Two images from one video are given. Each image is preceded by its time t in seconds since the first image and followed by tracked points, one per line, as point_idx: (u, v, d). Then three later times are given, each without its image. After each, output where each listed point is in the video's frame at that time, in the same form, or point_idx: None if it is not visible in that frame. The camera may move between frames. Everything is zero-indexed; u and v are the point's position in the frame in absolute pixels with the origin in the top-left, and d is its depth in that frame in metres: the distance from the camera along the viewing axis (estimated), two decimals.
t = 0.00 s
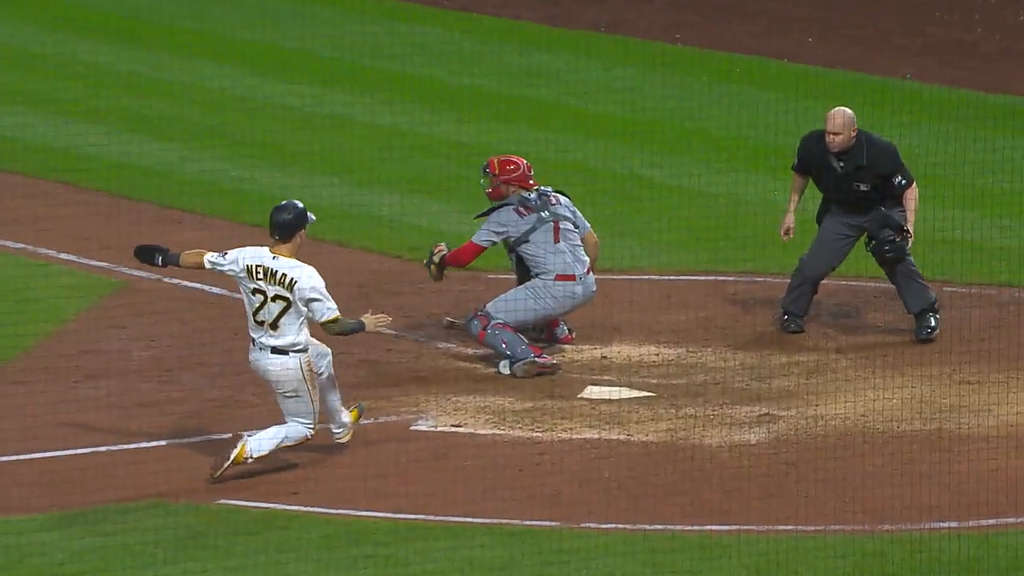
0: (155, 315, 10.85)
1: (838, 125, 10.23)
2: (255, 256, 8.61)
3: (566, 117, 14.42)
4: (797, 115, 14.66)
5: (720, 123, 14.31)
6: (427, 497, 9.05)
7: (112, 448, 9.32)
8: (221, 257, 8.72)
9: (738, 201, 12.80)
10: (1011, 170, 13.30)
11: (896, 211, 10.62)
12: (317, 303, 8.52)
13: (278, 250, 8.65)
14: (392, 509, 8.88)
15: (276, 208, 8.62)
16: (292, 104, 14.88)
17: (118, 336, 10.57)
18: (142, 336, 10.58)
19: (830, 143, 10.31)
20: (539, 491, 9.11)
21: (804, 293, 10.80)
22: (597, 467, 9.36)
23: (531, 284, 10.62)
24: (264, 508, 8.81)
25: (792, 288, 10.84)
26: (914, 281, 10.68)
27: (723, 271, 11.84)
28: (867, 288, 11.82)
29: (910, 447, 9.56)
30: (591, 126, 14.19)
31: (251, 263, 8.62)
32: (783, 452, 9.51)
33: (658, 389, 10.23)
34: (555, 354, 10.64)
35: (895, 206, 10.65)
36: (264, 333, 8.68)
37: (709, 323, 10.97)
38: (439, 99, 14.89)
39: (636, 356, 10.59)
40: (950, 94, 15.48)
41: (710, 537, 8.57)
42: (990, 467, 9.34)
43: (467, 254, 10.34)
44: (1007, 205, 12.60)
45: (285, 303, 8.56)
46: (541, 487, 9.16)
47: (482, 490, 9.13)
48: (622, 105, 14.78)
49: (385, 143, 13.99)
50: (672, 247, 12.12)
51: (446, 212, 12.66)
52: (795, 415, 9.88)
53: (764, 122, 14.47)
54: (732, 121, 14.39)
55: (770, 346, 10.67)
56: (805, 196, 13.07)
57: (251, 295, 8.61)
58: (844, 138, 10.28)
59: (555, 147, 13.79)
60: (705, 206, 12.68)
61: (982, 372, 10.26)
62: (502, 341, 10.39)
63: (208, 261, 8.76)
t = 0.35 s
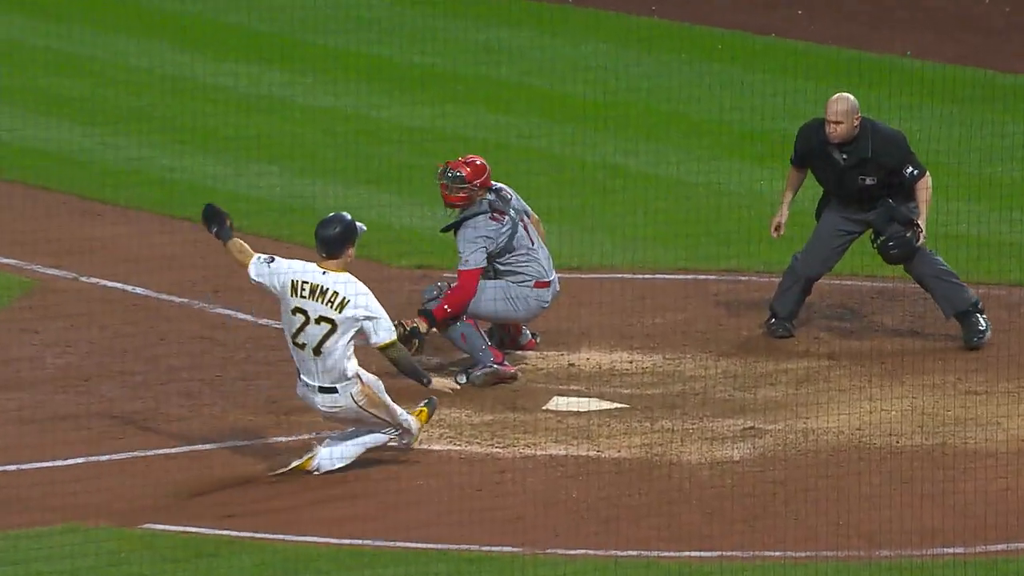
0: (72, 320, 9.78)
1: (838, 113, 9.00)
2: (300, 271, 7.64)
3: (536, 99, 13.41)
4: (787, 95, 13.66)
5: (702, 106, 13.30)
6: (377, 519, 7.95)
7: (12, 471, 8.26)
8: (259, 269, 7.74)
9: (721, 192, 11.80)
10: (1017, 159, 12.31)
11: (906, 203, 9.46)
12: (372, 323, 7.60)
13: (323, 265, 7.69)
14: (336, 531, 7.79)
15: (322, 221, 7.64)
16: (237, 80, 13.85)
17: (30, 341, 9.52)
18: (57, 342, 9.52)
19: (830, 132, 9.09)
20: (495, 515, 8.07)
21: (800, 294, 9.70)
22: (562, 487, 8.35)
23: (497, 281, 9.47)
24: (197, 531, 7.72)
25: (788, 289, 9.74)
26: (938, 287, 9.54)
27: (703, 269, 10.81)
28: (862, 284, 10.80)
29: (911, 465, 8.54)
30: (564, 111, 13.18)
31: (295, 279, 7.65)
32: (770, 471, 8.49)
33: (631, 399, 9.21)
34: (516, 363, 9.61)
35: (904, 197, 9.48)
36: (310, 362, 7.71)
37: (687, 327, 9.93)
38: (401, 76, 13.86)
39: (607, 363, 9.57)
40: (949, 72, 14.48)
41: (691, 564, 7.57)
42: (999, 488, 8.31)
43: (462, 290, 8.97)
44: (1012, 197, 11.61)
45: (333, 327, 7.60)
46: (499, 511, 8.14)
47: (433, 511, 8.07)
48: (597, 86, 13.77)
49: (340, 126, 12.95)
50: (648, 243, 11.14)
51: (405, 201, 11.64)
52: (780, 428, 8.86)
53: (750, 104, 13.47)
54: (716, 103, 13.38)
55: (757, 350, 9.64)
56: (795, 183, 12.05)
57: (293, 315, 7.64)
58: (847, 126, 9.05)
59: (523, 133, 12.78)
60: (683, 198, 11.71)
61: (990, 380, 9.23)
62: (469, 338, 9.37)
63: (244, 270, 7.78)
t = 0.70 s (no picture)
0: None
1: (847, 99, 7.86)
2: (359, 308, 6.62)
3: (496, 78, 12.51)
4: (768, 74, 12.78)
5: (676, 87, 12.43)
6: (320, 544, 6.83)
7: None
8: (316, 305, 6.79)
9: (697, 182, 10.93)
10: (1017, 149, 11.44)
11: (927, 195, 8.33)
12: (425, 383, 6.48)
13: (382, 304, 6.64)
14: (276, 559, 6.66)
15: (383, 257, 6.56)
16: (167, 56, 12.94)
17: None
18: None
19: (836, 119, 7.95)
20: (451, 537, 6.96)
21: (790, 298, 8.70)
22: (524, 508, 7.26)
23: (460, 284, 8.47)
24: (121, 557, 6.59)
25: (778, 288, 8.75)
26: (965, 288, 8.46)
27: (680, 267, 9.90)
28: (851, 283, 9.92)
29: (908, 483, 7.47)
30: (527, 92, 12.28)
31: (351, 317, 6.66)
32: (753, 490, 7.41)
33: (597, 411, 8.22)
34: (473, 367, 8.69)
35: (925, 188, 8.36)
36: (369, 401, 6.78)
37: (662, 331, 9.03)
38: (347, 53, 12.97)
39: (574, 373, 8.61)
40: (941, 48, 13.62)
41: None
42: (1004, 507, 7.26)
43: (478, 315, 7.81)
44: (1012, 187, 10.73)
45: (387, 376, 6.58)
46: (454, 531, 7.03)
47: (379, 531, 6.99)
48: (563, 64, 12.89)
49: (286, 108, 12.06)
50: (617, 238, 10.27)
51: (353, 193, 10.75)
52: (763, 445, 7.85)
53: (729, 85, 12.59)
54: (692, 85, 12.50)
55: (738, 354, 8.74)
56: (779, 170, 11.16)
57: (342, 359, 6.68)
58: (855, 113, 7.92)
59: (482, 115, 11.88)
60: (656, 187, 10.84)
61: (997, 390, 8.24)
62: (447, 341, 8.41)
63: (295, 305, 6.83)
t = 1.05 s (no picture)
0: None
1: (847, 96, 7.40)
2: (398, 338, 6.58)
3: (463, 67, 12.05)
4: (750, 62, 12.34)
5: (652, 76, 11.98)
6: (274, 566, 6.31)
7: None
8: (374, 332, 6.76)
9: (676, 178, 10.48)
10: (1011, 141, 11.01)
11: (935, 191, 7.86)
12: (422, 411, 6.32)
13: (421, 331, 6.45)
14: None
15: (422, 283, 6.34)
16: (113, 43, 12.45)
17: None
18: None
19: (836, 117, 7.50)
20: (416, 553, 6.38)
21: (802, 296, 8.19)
22: (493, 523, 6.68)
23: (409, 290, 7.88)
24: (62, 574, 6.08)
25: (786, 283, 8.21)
26: (969, 289, 8.00)
27: (658, 267, 9.42)
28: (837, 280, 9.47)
29: (899, 496, 6.99)
30: (497, 81, 11.83)
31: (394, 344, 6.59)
32: (736, 504, 6.94)
33: (570, 419, 7.74)
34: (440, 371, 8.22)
35: (933, 184, 7.89)
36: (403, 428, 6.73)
37: (639, 334, 8.56)
38: (306, 40, 12.50)
39: (543, 380, 8.12)
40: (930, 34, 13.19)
41: None
42: (1003, 521, 6.76)
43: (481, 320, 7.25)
44: (1006, 184, 10.27)
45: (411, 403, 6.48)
46: (416, 548, 6.44)
47: (338, 547, 6.46)
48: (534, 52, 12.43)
49: (243, 98, 11.58)
50: (592, 236, 9.82)
51: (312, 189, 10.28)
52: (743, 457, 7.37)
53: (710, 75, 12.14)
54: (669, 73, 12.05)
55: (720, 359, 8.28)
56: (762, 165, 10.71)
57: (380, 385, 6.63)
58: (855, 111, 7.47)
59: (450, 106, 11.43)
60: (633, 182, 10.39)
61: (993, 397, 7.78)
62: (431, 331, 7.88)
63: (348, 336, 6.86)
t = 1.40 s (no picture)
0: None
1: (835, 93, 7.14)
2: (415, 343, 6.38)
3: (425, 55, 11.68)
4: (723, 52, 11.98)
5: (621, 66, 11.63)
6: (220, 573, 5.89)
7: None
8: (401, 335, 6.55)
9: (646, 172, 10.11)
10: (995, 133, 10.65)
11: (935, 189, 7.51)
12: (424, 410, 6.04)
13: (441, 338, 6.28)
14: None
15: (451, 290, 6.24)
16: (57, 30, 12.05)
17: None
18: None
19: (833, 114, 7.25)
20: (373, 564, 5.98)
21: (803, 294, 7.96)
22: (455, 533, 6.28)
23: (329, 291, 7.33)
24: None
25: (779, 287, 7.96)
26: (957, 287, 7.67)
27: (626, 265, 9.06)
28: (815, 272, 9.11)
29: (880, 505, 6.64)
30: (459, 72, 11.46)
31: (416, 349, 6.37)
32: (709, 513, 6.57)
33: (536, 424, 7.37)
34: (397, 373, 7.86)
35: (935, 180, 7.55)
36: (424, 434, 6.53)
37: (607, 336, 8.20)
38: (258, 27, 12.11)
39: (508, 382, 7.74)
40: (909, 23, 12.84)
41: None
42: (989, 530, 6.40)
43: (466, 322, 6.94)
44: (985, 177, 9.93)
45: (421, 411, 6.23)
46: (375, 559, 6.05)
47: (285, 558, 6.06)
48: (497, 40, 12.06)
49: (195, 86, 11.19)
50: (559, 232, 9.45)
51: (266, 182, 9.89)
52: (716, 464, 7.01)
53: (681, 65, 11.78)
54: (638, 63, 11.69)
55: (693, 362, 7.92)
56: (737, 157, 10.35)
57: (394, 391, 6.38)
58: (848, 108, 7.20)
59: (410, 97, 11.06)
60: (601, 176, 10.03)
61: (978, 401, 7.43)
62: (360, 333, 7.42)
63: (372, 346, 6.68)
